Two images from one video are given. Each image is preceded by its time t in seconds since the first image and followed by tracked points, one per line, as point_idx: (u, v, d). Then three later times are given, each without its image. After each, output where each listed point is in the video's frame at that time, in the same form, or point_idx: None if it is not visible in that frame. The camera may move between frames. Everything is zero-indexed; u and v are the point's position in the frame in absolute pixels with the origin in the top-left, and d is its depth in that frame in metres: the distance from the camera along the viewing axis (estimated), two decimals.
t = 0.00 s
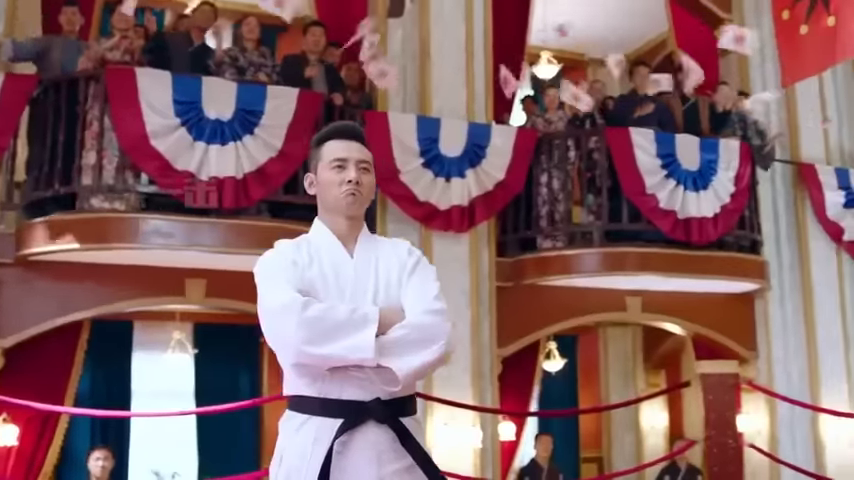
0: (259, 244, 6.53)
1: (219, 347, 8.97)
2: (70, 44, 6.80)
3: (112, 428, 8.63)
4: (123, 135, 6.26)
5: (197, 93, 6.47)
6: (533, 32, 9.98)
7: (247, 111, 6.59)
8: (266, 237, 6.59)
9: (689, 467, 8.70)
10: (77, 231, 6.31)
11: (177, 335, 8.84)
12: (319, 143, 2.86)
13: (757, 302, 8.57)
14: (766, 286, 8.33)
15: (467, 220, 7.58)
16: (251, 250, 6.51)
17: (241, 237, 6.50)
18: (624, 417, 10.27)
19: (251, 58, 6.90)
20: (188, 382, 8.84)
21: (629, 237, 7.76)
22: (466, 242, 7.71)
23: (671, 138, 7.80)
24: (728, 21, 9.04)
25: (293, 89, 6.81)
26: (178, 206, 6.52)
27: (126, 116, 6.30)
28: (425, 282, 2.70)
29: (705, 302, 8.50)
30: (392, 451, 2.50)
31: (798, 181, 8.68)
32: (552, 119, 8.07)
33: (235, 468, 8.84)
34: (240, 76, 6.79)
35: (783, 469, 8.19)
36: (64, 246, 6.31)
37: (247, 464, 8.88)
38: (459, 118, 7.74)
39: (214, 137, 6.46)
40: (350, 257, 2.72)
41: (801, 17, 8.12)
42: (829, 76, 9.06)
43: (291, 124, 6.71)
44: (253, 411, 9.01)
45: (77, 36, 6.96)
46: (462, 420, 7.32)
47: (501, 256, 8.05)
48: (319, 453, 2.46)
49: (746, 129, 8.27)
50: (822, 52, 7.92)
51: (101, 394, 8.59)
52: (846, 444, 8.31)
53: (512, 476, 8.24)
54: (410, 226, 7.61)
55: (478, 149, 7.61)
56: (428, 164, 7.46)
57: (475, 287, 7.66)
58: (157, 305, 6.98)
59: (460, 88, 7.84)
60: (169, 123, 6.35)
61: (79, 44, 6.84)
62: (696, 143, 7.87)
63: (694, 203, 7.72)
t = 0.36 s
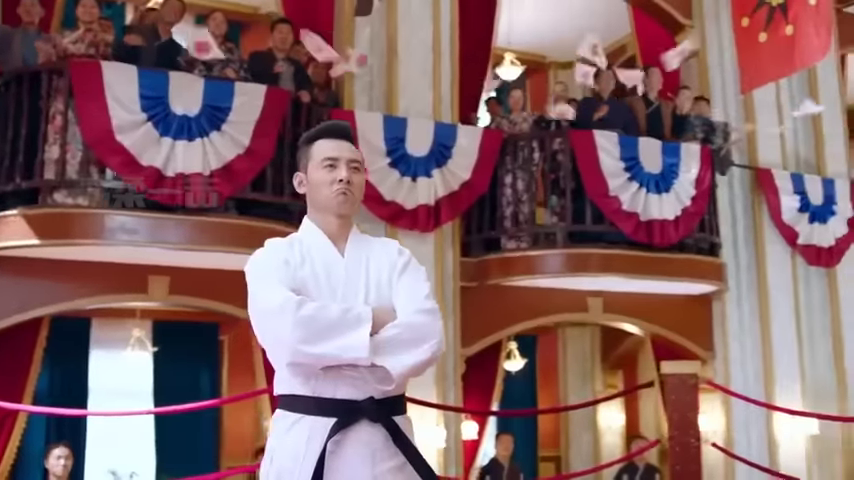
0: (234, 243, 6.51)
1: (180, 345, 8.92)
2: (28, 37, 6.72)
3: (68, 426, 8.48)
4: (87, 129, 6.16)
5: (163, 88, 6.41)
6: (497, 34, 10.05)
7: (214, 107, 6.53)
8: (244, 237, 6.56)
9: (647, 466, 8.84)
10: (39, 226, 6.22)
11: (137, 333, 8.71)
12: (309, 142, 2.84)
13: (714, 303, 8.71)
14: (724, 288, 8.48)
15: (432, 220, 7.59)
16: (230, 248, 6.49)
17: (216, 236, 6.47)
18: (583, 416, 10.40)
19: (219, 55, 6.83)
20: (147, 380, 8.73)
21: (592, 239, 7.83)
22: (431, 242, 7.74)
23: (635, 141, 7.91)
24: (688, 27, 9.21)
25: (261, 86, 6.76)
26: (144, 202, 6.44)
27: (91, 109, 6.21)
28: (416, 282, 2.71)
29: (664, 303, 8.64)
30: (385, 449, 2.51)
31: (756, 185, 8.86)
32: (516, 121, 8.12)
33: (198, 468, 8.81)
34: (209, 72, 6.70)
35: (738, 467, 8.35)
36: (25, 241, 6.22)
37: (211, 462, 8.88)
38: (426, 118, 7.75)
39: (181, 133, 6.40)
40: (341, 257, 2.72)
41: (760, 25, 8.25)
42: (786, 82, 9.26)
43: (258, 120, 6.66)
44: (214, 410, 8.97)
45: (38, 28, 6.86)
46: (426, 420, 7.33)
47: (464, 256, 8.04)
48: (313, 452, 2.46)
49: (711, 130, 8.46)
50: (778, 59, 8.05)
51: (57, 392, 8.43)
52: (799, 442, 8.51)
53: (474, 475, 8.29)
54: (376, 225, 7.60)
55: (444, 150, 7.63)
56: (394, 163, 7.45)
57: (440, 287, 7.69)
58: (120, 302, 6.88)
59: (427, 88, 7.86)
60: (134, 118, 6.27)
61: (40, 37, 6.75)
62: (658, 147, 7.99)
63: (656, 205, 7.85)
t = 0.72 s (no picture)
0: (201, 237, 6.45)
1: (139, 339, 8.80)
2: None
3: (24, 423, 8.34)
4: (53, 120, 6.07)
5: (132, 80, 6.32)
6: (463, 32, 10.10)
7: (183, 100, 6.46)
8: (209, 231, 6.50)
9: (607, 462, 8.94)
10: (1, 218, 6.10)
11: (98, 328, 8.57)
12: (300, 139, 2.83)
13: (676, 303, 8.83)
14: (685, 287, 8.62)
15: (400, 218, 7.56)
16: (197, 244, 6.44)
17: (184, 230, 6.40)
18: (543, 415, 10.48)
19: (187, 47, 6.74)
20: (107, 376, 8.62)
21: (557, 237, 7.94)
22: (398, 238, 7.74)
23: (600, 141, 8.02)
24: (653, 29, 9.33)
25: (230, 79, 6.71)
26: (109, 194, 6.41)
27: (57, 100, 6.10)
28: (408, 279, 2.73)
29: (626, 301, 8.75)
30: (378, 445, 2.53)
31: (716, 186, 9.01)
32: (484, 119, 8.18)
33: (161, 466, 8.71)
34: (176, 65, 6.64)
35: (697, 462, 8.50)
36: None
37: (173, 460, 8.79)
38: (394, 115, 7.75)
39: (149, 126, 6.33)
40: (333, 254, 2.73)
41: (723, 29, 8.40)
42: (746, 86, 9.42)
43: (227, 115, 6.60)
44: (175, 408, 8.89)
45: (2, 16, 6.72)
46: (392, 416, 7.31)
47: (430, 253, 8.04)
48: (307, 448, 2.47)
49: (671, 133, 8.54)
50: (741, 63, 8.17)
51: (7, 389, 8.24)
52: (756, 439, 8.67)
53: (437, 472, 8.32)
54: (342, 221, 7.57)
55: (412, 147, 7.64)
56: (362, 159, 7.43)
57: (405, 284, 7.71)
58: (83, 296, 6.78)
59: (395, 85, 7.86)
60: (102, 110, 6.18)
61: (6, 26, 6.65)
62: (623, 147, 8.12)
63: (621, 205, 7.98)
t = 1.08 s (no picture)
0: (169, 227, 6.36)
1: (97, 331, 8.60)
2: None
3: None
4: (16, 106, 5.93)
5: (97, 67, 6.22)
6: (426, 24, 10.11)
7: (149, 88, 6.38)
8: (177, 222, 6.42)
9: (566, 452, 9.06)
10: None
11: (56, 317, 8.49)
12: (289, 129, 2.81)
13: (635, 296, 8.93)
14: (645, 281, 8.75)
15: (366, 210, 7.49)
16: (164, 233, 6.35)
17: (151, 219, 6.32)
18: (501, 408, 10.53)
19: (154, 34, 6.72)
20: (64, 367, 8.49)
21: (521, 230, 8.02)
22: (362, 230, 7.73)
23: (565, 136, 8.09)
24: (615, 25, 9.43)
25: (196, 68, 6.63)
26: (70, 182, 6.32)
27: (19, 85, 5.95)
28: (398, 271, 2.74)
29: (586, 293, 8.86)
30: (370, 437, 2.55)
31: (675, 181, 9.16)
32: (449, 112, 8.16)
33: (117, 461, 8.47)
34: (143, 52, 6.62)
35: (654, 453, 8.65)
36: None
37: (130, 455, 8.56)
38: (360, 107, 7.71)
39: (115, 113, 6.24)
40: (323, 245, 2.72)
41: (684, 27, 8.53)
42: (705, 84, 9.59)
43: (193, 103, 6.53)
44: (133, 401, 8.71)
45: None
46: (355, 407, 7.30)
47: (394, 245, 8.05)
48: (301, 440, 2.48)
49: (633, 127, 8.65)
50: (702, 61, 8.31)
51: None
52: (711, 430, 8.85)
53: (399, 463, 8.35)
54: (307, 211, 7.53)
55: (379, 139, 7.60)
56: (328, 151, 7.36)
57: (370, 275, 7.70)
58: (44, 286, 6.66)
59: (362, 77, 7.83)
60: (65, 97, 6.08)
61: None
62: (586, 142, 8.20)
63: (584, 199, 8.06)
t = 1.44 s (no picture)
0: (140, 217, 6.31)
1: (56, 322, 8.51)
2: None
3: None
4: None
5: (61, 52, 6.10)
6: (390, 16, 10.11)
7: (115, 74, 6.28)
8: (147, 211, 6.36)
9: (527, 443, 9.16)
10: None
11: (12, 307, 8.27)
12: (281, 119, 2.80)
13: (595, 289, 9.08)
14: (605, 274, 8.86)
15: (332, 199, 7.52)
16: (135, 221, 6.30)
17: (124, 207, 6.26)
18: (460, 398, 10.62)
19: (119, 19, 6.62)
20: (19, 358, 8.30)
21: (485, 222, 8.04)
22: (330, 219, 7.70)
23: (529, 129, 8.15)
24: (579, 20, 9.54)
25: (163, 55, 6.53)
26: (33, 171, 6.18)
27: None
28: (391, 262, 2.75)
29: (547, 285, 8.93)
30: (365, 427, 2.56)
31: (636, 176, 9.29)
32: (414, 104, 8.15)
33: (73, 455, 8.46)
34: (109, 36, 6.54)
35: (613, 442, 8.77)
36: None
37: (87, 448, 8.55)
38: (328, 98, 7.70)
39: (79, 100, 6.14)
40: (317, 234, 2.73)
41: (648, 23, 8.67)
42: (665, 81, 9.74)
43: (160, 91, 6.45)
44: (91, 393, 8.65)
45: None
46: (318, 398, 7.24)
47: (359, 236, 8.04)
48: (296, 430, 2.48)
49: (597, 119, 8.84)
50: (664, 58, 8.42)
51: None
52: (669, 420, 9.02)
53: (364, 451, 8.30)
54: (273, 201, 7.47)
55: (345, 129, 7.58)
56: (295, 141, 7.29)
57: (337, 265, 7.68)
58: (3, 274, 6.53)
59: (328, 67, 7.80)
60: (29, 81, 5.95)
61: None
62: (551, 136, 8.27)
63: (548, 193, 8.15)
